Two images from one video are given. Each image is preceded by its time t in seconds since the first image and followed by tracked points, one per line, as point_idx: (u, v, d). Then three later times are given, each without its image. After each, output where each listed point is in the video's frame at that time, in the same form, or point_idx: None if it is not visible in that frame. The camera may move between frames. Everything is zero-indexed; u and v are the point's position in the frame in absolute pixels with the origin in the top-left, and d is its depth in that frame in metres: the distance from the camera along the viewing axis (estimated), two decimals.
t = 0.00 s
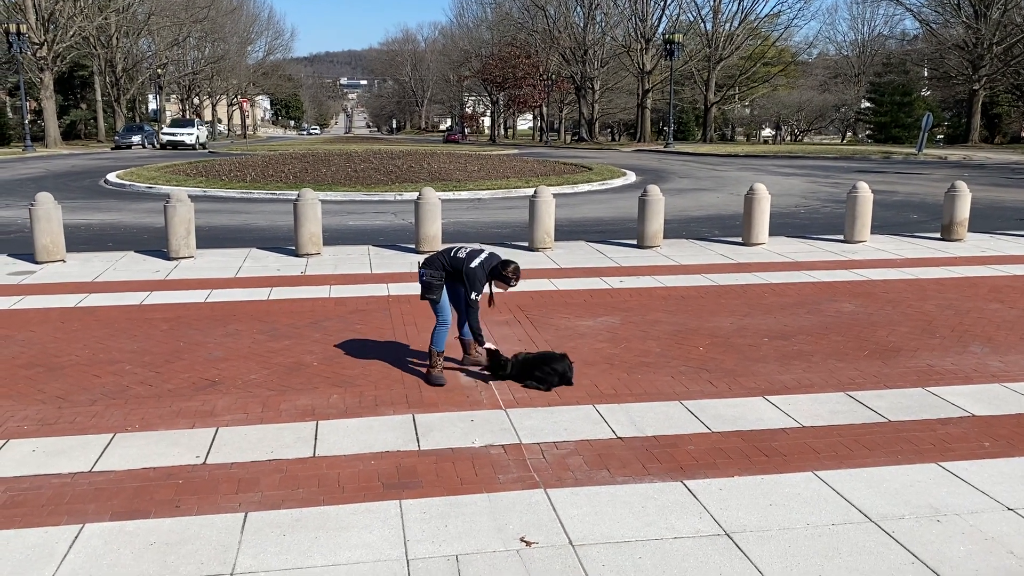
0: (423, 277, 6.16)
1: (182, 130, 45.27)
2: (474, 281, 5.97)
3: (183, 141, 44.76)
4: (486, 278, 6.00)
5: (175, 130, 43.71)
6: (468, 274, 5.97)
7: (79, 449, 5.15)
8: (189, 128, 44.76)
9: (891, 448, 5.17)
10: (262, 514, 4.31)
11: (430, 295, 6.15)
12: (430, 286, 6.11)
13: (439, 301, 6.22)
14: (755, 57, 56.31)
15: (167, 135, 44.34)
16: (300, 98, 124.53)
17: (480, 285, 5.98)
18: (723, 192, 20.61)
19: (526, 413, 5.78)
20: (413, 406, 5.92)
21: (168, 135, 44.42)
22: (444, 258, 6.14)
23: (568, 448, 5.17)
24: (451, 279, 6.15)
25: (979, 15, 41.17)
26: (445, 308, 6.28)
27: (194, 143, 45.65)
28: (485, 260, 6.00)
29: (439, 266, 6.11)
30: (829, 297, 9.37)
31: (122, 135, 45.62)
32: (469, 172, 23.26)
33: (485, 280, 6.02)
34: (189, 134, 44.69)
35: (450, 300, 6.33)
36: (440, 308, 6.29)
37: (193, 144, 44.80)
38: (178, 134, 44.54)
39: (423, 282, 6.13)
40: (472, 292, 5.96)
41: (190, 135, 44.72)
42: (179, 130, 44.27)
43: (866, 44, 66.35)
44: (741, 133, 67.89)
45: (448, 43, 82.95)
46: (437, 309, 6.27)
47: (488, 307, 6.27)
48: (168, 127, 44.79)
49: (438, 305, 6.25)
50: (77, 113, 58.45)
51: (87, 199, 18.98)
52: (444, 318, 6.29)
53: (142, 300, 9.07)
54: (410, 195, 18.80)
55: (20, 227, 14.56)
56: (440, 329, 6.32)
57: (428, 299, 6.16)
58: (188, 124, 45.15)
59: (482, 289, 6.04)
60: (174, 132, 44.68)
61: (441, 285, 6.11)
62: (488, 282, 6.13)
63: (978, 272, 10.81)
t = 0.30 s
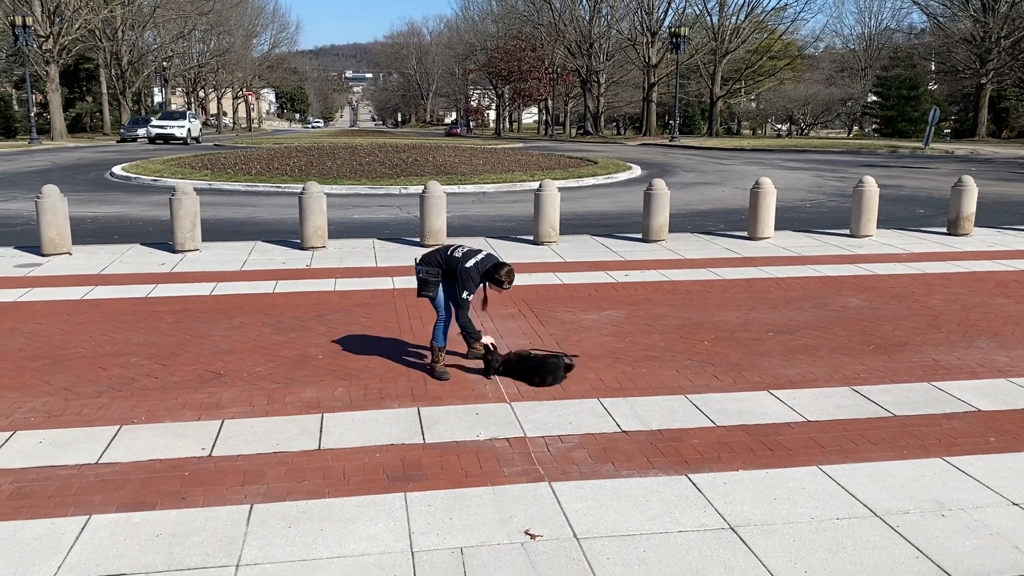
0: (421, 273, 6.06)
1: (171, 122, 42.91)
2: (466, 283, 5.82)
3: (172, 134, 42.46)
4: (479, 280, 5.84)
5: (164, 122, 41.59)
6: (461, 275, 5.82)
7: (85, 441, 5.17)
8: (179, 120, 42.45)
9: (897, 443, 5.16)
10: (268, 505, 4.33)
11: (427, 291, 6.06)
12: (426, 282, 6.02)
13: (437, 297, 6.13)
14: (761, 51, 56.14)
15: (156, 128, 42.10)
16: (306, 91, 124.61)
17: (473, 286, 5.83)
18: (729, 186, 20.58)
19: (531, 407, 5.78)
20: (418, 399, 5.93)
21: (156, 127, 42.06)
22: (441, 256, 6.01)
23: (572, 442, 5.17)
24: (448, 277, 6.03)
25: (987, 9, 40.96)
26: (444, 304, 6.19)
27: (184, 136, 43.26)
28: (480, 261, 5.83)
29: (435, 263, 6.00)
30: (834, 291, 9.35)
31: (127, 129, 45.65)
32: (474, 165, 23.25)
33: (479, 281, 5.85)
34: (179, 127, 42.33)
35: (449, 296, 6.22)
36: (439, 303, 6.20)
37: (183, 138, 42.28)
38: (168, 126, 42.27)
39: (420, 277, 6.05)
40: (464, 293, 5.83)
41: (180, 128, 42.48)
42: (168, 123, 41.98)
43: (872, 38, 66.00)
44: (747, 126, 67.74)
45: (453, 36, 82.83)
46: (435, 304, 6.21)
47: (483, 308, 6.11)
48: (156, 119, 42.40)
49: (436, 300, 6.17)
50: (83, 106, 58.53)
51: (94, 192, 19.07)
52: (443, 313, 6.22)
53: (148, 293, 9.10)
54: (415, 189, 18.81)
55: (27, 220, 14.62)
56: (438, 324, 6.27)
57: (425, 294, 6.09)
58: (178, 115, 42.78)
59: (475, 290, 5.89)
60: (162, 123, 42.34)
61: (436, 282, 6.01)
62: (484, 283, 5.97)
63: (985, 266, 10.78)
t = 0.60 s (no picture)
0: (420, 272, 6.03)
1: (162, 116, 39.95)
2: (465, 284, 5.80)
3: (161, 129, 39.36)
4: (477, 282, 5.80)
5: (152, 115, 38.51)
6: (461, 276, 5.80)
7: (91, 432, 5.19)
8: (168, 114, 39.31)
9: (902, 436, 5.16)
10: (274, 496, 4.34)
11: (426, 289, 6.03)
12: (424, 282, 5.99)
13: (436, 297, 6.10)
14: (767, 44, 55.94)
15: (145, 121, 39.15)
16: (311, 84, 124.67)
17: (472, 288, 5.80)
18: (735, 179, 20.54)
19: (536, 399, 5.80)
20: (424, 391, 5.94)
21: (144, 121, 39.10)
22: (441, 257, 5.99)
23: (577, 435, 5.18)
24: (446, 276, 6.00)
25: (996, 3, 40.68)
26: (442, 301, 6.17)
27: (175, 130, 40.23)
28: (478, 263, 5.80)
29: (434, 263, 6.00)
30: (841, 286, 9.32)
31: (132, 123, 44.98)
32: (479, 159, 23.24)
33: (477, 283, 5.83)
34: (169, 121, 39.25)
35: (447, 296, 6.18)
36: (438, 301, 6.17)
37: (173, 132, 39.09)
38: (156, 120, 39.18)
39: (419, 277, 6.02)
40: (463, 294, 5.79)
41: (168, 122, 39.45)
42: (157, 116, 38.99)
43: (879, 32, 65.73)
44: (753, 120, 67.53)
45: (459, 29, 82.70)
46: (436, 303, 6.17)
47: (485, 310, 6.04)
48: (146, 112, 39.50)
49: (435, 299, 6.14)
50: (89, 98, 58.60)
51: (100, 184, 19.10)
52: (443, 311, 6.19)
53: (154, 285, 9.12)
54: (421, 181, 18.79)
55: (34, 212, 14.65)
56: (440, 322, 6.24)
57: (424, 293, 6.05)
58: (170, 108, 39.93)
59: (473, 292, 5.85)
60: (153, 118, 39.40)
61: (434, 281, 5.97)
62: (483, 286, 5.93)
63: (991, 261, 10.74)
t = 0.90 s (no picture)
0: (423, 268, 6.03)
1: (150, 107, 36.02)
2: (463, 282, 5.77)
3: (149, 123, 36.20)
4: (475, 281, 5.76)
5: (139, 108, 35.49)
6: (459, 274, 5.77)
7: (99, 422, 5.21)
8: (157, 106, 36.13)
9: (909, 429, 5.15)
10: (281, 485, 4.36)
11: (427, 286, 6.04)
12: (426, 278, 5.99)
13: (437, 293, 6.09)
14: (774, 38, 55.68)
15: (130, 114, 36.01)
16: (317, 77, 124.51)
17: (470, 286, 5.77)
18: (742, 172, 20.46)
19: (543, 391, 5.80)
20: (430, 382, 5.96)
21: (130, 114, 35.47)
22: (443, 253, 5.97)
23: (583, 426, 5.18)
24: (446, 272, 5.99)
25: None
26: (444, 297, 6.16)
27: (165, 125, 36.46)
28: (477, 261, 5.76)
29: (435, 259, 5.99)
30: (848, 279, 9.30)
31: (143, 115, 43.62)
32: (486, 151, 23.18)
33: (477, 282, 5.79)
34: (156, 114, 35.24)
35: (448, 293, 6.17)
36: (440, 297, 6.17)
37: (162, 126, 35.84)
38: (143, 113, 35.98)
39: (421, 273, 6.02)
40: (460, 293, 5.77)
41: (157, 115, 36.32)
42: (143, 108, 35.16)
43: (888, 25, 65.36)
44: (760, 114, 67.24)
45: (465, 22, 82.47)
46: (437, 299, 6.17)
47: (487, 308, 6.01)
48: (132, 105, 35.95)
49: (437, 296, 6.14)
50: (96, 91, 58.68)
51: (107, 175, 19.14)
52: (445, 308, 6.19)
53: (161, 276, 9.15)
54: (427, 174, 18.76)
55: (41, 203, 14.68)
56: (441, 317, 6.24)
57: (425, 290, 6.06)
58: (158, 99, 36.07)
59: (470, 290, 5.82)
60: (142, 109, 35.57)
61: (436, 277, 5.97)
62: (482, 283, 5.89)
63: (999, 255, 10.68)
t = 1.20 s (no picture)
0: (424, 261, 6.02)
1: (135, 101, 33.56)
2: (464, 270, 5.76)
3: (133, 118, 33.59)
4: (476, 269, 5.77)
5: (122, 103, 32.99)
6: (460, 261, 5.77)
7: (107, 413, 5.24)
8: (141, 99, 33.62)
9: (917, 424, 5.13)
10: (288, 477, 4.38)
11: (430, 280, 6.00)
12: (427, 272, 5.97)
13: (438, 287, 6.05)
14: (782, 32, 55.46)
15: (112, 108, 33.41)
16: (323, 70, 124.43)
17: (470, 274, 5.76)
18: (749, 167, 20.43)
19: (550, 384, 5.80)
20: (437, 375, 5.97)
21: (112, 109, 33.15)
22: (443, 245, 5.98)
23: (590, 419, 5.18)
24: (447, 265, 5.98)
25: None
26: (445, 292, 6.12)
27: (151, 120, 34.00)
28: (478, 250, 5.77)
29: (437, 252, 5.97)
30: (855, 274, 9.27)
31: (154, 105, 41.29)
32: (492, 145, 23.14)
33: (477, 271, 5.80)
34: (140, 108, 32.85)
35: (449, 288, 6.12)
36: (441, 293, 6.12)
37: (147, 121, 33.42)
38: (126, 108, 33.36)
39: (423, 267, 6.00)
40: (460, 281, 5.76)
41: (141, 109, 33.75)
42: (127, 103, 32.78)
43: (896, 19, 65.05)
44: (767, 108, 66.96)
45: (472, 16, 82.27)
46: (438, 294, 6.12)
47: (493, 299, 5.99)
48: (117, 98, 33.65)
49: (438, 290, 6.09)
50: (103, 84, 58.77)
51: (115, 168, 19.18)
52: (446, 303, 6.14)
53: (168, 268, 9.17)
54: (433, 168, 18.75)
55: (48, 196, 14.69)
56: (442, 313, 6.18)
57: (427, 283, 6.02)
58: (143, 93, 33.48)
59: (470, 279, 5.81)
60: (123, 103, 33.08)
61: (438, 271, 5.94)
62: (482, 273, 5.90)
63: (1008, 250, 10.63)
